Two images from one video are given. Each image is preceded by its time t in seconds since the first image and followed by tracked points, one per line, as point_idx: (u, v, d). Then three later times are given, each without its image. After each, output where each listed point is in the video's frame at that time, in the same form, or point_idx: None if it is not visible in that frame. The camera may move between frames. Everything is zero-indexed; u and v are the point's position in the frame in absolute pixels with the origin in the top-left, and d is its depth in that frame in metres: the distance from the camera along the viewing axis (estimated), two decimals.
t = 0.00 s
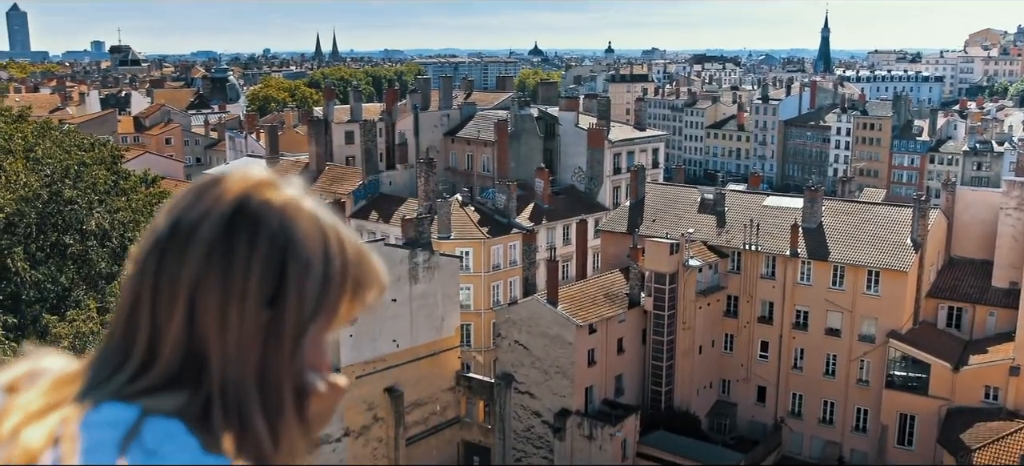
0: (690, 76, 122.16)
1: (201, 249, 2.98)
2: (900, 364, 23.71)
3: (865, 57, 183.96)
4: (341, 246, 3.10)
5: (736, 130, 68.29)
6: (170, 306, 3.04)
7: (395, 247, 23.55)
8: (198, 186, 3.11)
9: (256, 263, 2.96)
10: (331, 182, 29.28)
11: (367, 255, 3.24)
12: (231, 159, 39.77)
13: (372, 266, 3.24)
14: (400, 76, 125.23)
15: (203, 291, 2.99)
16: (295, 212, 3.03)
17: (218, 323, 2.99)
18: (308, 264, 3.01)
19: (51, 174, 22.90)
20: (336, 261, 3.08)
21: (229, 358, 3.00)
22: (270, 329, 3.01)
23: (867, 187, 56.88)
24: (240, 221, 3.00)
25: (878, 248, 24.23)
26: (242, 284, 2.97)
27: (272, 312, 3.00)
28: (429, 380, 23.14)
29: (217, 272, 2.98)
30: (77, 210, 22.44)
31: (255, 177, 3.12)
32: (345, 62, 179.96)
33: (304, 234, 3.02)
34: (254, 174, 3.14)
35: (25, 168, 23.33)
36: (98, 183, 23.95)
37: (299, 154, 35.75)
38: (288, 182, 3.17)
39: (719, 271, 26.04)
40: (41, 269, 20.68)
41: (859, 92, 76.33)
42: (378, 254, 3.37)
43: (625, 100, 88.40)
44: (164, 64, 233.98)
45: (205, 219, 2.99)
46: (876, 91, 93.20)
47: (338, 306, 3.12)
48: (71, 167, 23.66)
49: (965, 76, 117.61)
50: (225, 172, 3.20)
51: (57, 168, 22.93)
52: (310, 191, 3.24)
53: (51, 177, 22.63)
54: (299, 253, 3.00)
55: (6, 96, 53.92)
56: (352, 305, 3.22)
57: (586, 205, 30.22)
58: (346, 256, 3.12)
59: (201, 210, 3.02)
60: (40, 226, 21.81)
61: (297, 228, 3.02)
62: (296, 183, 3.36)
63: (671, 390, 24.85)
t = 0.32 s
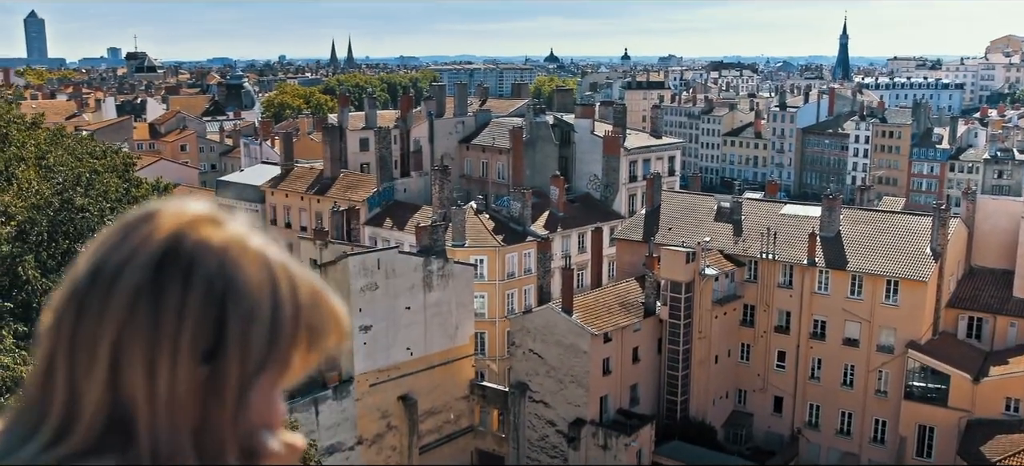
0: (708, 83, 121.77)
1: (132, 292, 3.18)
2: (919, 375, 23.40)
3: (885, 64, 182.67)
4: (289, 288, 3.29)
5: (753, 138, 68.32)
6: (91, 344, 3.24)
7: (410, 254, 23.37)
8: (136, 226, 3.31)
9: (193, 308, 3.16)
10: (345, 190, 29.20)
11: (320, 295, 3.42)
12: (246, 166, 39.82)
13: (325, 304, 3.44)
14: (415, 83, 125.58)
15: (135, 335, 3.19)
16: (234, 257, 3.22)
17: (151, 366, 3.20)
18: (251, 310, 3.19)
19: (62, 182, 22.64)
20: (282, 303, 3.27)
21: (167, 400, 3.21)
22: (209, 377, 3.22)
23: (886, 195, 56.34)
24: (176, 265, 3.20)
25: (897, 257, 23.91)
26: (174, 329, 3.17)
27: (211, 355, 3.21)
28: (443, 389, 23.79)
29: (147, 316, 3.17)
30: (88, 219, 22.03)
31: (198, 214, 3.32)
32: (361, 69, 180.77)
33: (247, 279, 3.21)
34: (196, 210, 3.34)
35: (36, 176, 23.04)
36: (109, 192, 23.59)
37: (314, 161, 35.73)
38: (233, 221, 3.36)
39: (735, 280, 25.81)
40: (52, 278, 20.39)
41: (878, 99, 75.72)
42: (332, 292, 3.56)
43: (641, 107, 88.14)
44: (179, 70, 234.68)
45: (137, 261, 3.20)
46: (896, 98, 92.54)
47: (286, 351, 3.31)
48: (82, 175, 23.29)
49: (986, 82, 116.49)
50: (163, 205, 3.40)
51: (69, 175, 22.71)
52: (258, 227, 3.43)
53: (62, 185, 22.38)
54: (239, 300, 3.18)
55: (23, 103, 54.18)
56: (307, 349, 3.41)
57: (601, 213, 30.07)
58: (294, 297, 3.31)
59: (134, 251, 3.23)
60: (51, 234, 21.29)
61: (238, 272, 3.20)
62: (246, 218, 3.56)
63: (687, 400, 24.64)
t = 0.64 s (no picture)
0: (723, 91, 121.52)
1: (45, 340, 3.01)
2: (937, 386, 23.12)
3: (903, 71, 181.59)
4: (225, 330, 3.08)
5: (768, 147, 68.26)
6: (5, 399, 3.05)
7: (423, 263, 23.25)
8: (54, 264, 3.14)
9: (116, 354, 2.98)
10: (358, 198, 29.16)
11: (264, 337, 3.20)
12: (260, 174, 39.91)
13: (274, 350, 3.22)
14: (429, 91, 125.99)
15: (50, 384, 3.01)
16: (159, 298, 3.03)
17: (68, 417, 3.00)
18: (185, 361, 2.99)
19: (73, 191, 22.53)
20: (219, 345, 3.05)
21: (86, 463, 3.00)
22: (135, 437, 2.99)
23: (904, 205, 55.95)
24: (97, 307, 3.02)
25: (915, 267, 23.63)
26: (92, 378, 2.98)
27: (138, 414, 3.00)
28: (456, 398, 23.61)
29: (65, 363, 3.00)
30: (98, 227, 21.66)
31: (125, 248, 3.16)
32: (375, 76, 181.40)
33: (175, 321, 3.01)
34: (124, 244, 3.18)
35: (47, 185, 22.75)
36: (121, 199, 23.06)
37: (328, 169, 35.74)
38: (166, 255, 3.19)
39: (751, 290, 25.60)
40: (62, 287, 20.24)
41: (895, 108, 75.23)
42: (283, 336, 3.33)
43: (655, 115, 88.02)
44: (193, 76, 235.38)
45: (55, 306, 3.03)
46: (914, 107, 91.96)
47: (230, 400, 3.08)
48: (92, 183, 23.00)
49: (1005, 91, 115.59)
50: (88, 240, 3.24)
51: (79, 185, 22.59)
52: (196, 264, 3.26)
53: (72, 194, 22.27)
54: (171, 350, 2.99)
55: (39, 111, 54.59)
56: (254, 399, 3.17)
57: (615, 222, 29.92)
58: (232, 341, 3.09)
59: (51, 294, 3.06)
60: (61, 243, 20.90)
61: (167, 313, 3.01)
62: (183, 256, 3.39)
63: (702, 410, 24.43)
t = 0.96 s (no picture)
0: (737, 100, 121.15)
1: None
2: (952, 398, 22.89)
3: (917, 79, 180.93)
4: (146, 366, 3.29)
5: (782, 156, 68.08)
6: None
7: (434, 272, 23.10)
8: None
9: (40, 392, 3.24)
10: (369, 207, 29.07)
11: (190, 371, 3.38)
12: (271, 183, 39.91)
13: (200, 380, 3.42)
14: (441, 100, 126.19)
15: None
16: (70, 335, 3.26)
17: None
18: (98, 398, 3.21)
19: (81, 200, 22.67)
20: (137, 382, 3.25)
21: None
22: None
23: (920, 215, 55.48)
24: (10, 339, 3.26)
25: (931, 278, 23.36)
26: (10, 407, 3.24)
27: (53, 443, 3.24)
28: (466, 409, 23.49)
29: None
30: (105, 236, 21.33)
31: (53, 281, 3.39)
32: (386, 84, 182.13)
33: (88, 356, 3.24)
34: (52, 277, 3.41)
35: (55, 194, 22.56)
36: (128, 210, 23.01)
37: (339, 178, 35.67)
38: (93, 290, 3.42)
39: (764, 300, 25.38)
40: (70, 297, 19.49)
41: (910, 116, 74.69)
42: (213, 368, 3.51)
43: (668, 123, 88.07)
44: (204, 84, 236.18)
45: None
46: (928, 116, 91.35)
47: (149, 436, 3.28)
48: (101, 193, 23.09)
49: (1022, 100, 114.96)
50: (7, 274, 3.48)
51: (88, 194, 22.75)
52: (127, 299, 3.48)
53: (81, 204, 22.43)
54: (80, 383, 3.21)
55: (50, 120, 54.74)
56: (177, 432, 3.37)
57: (627, 232, 29.76)
58: (151, 376, 3.28)
59: None
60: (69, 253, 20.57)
61: (87, 351, 3.24)
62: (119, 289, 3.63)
63: (714, 422, 24.21)
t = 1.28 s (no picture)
0: (748, 108, 120.81)
1: None
2: (967, 409, 22.61)
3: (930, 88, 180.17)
4: (64, 408, 4.86)
5: (794, 165, 67.83)
6: None
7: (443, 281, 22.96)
8: None
9: None
10: (378, 216, 28.96)
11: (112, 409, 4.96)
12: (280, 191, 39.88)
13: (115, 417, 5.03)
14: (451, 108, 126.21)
15: None
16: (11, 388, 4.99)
17: None
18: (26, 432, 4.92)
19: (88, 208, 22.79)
20: (55, 420, 4.84)
21: None
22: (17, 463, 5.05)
23: (933, 223, 55.09)
24: None
25: (945, 288, 23.12)
26: None
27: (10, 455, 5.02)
28: (476, 418, 23.28)
29: None
30: (112, 246, 21.08)
31: None
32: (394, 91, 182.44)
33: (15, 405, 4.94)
34: None
35: (61, 202, 22.55)
36: (134, 218, 23.03)
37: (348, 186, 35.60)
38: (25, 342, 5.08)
39: (775, 310, 25.17)
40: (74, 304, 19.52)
41: (922, 125, 74.31)
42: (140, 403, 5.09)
43: (678, 132, 87.96)
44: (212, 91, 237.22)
45: None
46: (942, 125, 90.82)
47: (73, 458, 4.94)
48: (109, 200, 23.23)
49: None
50: None
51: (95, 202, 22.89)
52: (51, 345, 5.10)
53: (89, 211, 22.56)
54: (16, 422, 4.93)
55: (60, 128, 54.85)
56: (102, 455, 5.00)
57: (637, 242, 29.61)
58: (71, 415, 4.85)
59: None
60: (74, 262, 20.57)
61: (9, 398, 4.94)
62: (47, 338, 5.23)
63: (725, 432, 24.00)
